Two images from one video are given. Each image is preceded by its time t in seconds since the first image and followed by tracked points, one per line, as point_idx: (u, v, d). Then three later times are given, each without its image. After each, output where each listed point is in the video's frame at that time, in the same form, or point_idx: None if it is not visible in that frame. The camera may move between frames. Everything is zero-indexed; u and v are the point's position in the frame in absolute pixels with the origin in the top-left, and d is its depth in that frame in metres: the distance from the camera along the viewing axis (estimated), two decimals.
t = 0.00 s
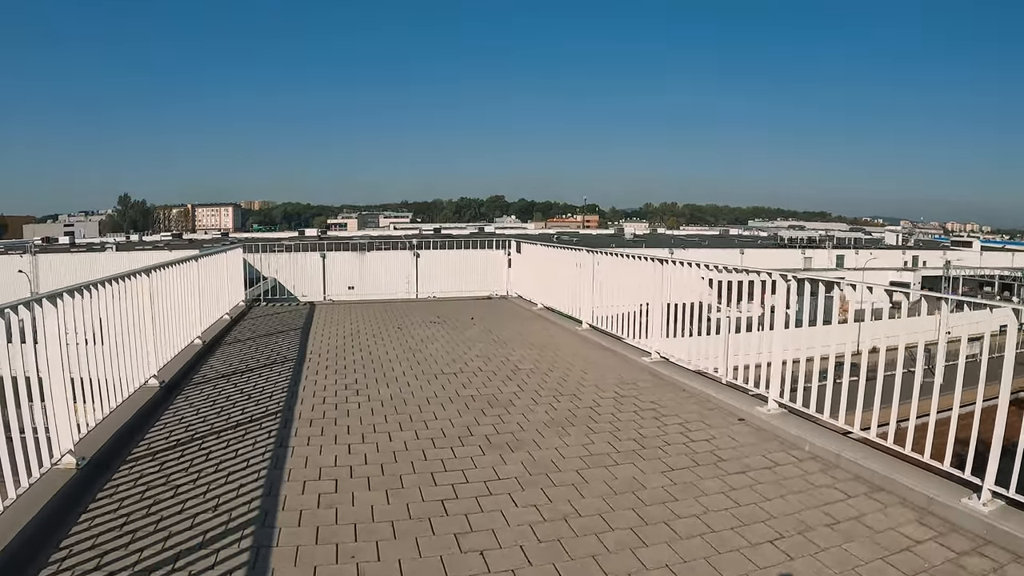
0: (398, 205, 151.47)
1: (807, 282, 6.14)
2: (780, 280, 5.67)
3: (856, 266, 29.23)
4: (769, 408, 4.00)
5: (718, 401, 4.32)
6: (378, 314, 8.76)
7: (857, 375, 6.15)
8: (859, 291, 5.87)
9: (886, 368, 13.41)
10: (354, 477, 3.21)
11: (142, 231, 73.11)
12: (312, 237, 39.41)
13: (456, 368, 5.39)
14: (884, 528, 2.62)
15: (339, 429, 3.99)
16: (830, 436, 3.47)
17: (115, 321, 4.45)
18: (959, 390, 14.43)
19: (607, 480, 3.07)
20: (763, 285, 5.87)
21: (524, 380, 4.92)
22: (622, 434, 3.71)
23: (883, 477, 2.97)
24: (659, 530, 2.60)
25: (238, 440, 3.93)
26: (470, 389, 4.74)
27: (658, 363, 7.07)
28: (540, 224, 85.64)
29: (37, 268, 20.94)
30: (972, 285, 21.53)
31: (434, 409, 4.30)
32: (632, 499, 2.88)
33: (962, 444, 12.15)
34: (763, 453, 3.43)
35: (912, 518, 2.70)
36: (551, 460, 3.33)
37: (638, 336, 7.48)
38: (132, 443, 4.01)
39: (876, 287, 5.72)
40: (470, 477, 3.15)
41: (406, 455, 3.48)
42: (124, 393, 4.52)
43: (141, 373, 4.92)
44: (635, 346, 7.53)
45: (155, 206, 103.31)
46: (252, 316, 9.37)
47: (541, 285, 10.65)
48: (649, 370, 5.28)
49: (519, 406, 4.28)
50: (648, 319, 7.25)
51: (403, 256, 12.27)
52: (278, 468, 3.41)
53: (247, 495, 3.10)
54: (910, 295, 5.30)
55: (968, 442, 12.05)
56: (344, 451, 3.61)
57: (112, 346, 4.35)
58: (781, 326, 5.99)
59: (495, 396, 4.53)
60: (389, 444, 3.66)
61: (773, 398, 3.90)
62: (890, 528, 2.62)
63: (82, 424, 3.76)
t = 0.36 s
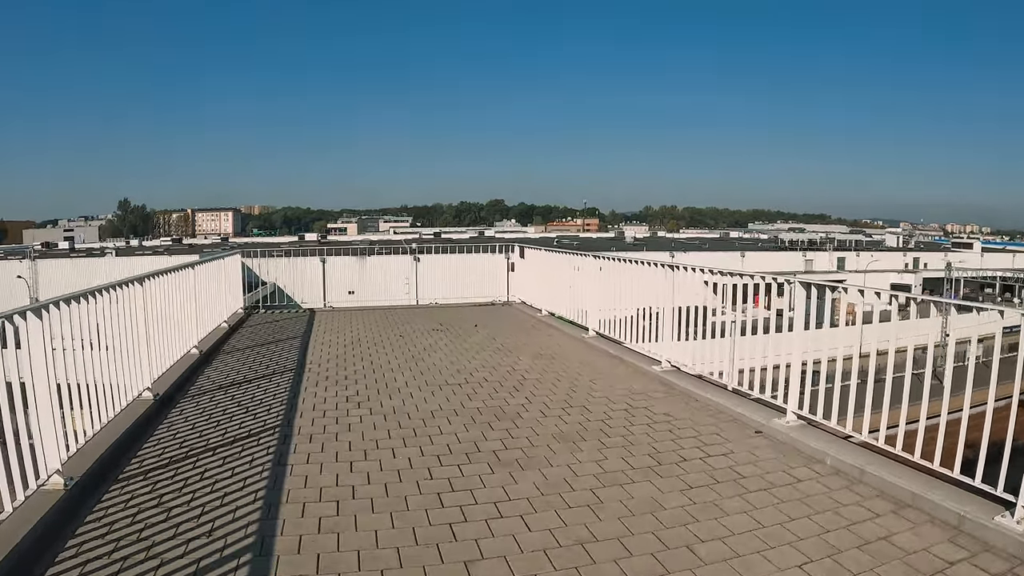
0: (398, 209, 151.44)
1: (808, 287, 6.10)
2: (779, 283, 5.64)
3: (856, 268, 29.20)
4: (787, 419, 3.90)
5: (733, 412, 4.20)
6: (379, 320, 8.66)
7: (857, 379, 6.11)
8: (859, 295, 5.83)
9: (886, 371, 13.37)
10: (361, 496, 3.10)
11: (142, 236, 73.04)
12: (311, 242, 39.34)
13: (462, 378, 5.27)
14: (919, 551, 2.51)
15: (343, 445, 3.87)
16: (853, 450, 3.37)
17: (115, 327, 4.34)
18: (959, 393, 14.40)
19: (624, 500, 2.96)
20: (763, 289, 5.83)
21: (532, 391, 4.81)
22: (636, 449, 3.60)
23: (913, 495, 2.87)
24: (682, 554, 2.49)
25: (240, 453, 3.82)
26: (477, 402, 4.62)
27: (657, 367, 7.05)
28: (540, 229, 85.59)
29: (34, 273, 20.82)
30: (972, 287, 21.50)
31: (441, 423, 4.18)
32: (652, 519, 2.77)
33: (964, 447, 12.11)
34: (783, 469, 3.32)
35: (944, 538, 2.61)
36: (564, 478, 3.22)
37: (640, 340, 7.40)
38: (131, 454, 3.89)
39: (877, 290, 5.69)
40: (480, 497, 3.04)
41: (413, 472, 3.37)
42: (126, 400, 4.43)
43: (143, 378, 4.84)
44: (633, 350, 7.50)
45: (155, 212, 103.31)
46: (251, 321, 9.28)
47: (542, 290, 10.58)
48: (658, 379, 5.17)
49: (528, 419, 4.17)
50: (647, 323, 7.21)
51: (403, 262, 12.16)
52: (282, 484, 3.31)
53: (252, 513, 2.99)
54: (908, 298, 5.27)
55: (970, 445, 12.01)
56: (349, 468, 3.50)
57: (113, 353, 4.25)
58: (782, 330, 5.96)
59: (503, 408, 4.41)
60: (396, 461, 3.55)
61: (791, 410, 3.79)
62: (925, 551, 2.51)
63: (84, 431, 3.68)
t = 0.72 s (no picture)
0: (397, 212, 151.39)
1: (810, 289, 6.00)
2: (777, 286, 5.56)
3: (855, 269, 29.12)
4: (798, 430, 3.77)
5: (742, 422, 4.06)
6: (375, 324, 8.51)
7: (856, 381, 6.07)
8: (858, 297, 5.76)
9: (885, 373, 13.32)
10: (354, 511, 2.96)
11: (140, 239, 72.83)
12: (309, 245, 39.19)
13: (460, 387, 5.12)
14: None
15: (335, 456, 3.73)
16: (870, 463, 3.24)
17: (100, 331, 4.26)
18: (959, 396, 14.30)
19: (630, 522, 2.82)
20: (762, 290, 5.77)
21: (533, 401, 4.66)
22: (641, 464, 3.46)
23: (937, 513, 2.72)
24: None
25: (228, 464, 3.67)
26: (475, 412, 4.47)
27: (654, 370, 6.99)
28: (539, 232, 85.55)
29: (30, 276, 20.65)
30: (972, 288, 21.45)
31: (438, 434, 4.04)
32: (659, 546, 2.62)
33: (964, 449, 12.05)
34: (797, 484, 3.18)
35: (970, 560, 2.47)
36: (567, 498, 3.07)
37: (637, 343, 7.32)
38: (113, 466, 3.74)
39: (875, 292, 5.63)
40: (478, 517, 2.90)
41: (408, 488, 3.23)
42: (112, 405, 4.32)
43: (130, 381, 4.76)
44: (631, 353, 7.43)
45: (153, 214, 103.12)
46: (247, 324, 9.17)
47: (540, 292, 10.49)
48: (663, 387, 5.04)
49: (528, 431, 4.03)
50: (644, 325, 7.13)
51: (401, 265, 12.00)
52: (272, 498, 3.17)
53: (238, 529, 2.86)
54: (904, 300, 5.23)
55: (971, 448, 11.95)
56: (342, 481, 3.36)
57: (98, 358, 4.17)
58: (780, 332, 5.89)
59: (503, 419, 4.27)
60: (389, 475, 3.41)
61: (803, 420, 3.66)
62: None
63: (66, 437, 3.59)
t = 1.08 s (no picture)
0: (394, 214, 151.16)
1: (806, 293, 5.95)
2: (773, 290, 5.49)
3: (851, 270, 29.06)
4: (812, 445, 3.60)
5: (753, 437, 3.89)
6: (371, 328, 8.35)
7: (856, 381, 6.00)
8: (849, 300, 5.71)
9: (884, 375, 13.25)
10: (342, 535, 2.78)
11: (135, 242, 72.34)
12: (307, 247, 39.05)
13: (457, 397, 4.91)
14: None
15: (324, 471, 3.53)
16: (890, 481, 3.08)
17: (97, 335, 4.19)
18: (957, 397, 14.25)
19: (638, 547, 2.62)
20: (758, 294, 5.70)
21: (533, 413, 4.46)
22: (647, 483, 3.26)
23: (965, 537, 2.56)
24: None
25: (211, 478, 3.48)
26: (472, 424, 4.27)
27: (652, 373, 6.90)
28: (536, 233, 85.48)
29: (26, 279, 20.53)
30: (969, 288, 21.43)
31: (433, 448, 3.83)
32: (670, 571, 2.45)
33: (963, 451, 11.97)
34: (813, 505, 3.02)
35: None
36: (569, 521, 2.87)
37: (629, 345, 7.29)
38: (96, 476, 3.58)
39: (867, 296, 5.55)
40: (474, 542, 2.70)
41: (400, 509, 3.03)
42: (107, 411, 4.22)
43: (126, 387, 4.67)
44: (628, 357, 7.34)
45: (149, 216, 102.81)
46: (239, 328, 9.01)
47: (538, 294, 10.38)
48: (667, 397, 4.86)
49: (528, 446, 3.82)
50: (640, 328, 7.04)
51: (397, 267, 11.86)
52: (254, 517, 2.99)
53: (218, 551, 2.68)
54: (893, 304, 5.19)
55: (970, 450, 11.88)
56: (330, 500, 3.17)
57: (93, 363, 4.09)
58: (772, 335, 5.84)
59: (501, 433, 4.06)
60: (384, 492, 3.23)
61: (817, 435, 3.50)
62: None
63: (59, 443, 3.50)
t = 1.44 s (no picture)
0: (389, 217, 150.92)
1: (808, 294, 5.86)
2: (770, 292, 5.45)
3: (847, 272, 29.10)
4: (833, 454, 3.45)
5: (771, 445, 3.73)
6: (367, 332, 8.21)
7: (847, 382, 6.03)
8: (848, 300, 5.64)
9: (880, 377, 13.23)
10: (348, 560, 2.63)
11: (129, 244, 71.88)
12: (302, 250, 38.84)
13: (462, 403, 4.76)
14: None
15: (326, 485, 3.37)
16: (917, 490, 2.93)
17: (91, 338, 4.09)
18: (955, 399, 14.22)
19: (663, 569, 2.48)
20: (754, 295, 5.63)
21: (541, 420, 4.32)
22: (666, 496, 3.12)
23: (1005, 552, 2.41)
24: None
25: (208, 493, 3.33)
26: (480, 433, 4.12)
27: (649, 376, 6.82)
28: (531, 236, 85.41)
29: (19, 283, 20.31)
30: (964, 290, 21.51)
31: (440, 460, 3.68)
32: None
33: (961, 453, 11.93)
34: (840, 519, 2.86)
35: None
36: (588, 539, 2.73)
37: (627, 347, 7.19)
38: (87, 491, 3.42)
39: (866, 296, 5.48)
40: (488, 565, 2.55)
41: (408, 530, 2.89)
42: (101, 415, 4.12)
43: (119, 392, 4.56)
44: (624, 359, 7.25)
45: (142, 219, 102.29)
46: (234, 332, 8.86)
47: (535, 297, 10.27)
48: (678, 403, 4.72)
49: (538, 457, 3.68)
50: (637, 330, 6.96)
51: (393, 269, 11.71)
52: (254, 537, 2.84)
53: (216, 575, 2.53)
54: (893, 304, 5.11)
55: (968, 452, 11.85)
56: (334, 519, 3.01)
57: (86, 367, 4.00)
58: (771, 336, 5.76)
59: (510, 443, 3.92)
60: (390, 511, 3.08)
61: (839, 444, 3.34)
62: None
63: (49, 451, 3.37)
